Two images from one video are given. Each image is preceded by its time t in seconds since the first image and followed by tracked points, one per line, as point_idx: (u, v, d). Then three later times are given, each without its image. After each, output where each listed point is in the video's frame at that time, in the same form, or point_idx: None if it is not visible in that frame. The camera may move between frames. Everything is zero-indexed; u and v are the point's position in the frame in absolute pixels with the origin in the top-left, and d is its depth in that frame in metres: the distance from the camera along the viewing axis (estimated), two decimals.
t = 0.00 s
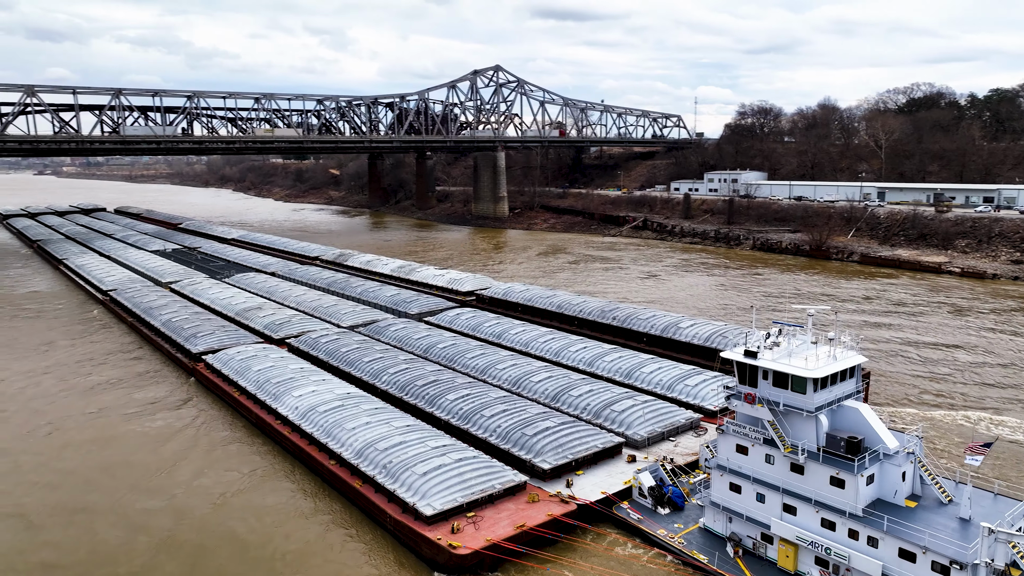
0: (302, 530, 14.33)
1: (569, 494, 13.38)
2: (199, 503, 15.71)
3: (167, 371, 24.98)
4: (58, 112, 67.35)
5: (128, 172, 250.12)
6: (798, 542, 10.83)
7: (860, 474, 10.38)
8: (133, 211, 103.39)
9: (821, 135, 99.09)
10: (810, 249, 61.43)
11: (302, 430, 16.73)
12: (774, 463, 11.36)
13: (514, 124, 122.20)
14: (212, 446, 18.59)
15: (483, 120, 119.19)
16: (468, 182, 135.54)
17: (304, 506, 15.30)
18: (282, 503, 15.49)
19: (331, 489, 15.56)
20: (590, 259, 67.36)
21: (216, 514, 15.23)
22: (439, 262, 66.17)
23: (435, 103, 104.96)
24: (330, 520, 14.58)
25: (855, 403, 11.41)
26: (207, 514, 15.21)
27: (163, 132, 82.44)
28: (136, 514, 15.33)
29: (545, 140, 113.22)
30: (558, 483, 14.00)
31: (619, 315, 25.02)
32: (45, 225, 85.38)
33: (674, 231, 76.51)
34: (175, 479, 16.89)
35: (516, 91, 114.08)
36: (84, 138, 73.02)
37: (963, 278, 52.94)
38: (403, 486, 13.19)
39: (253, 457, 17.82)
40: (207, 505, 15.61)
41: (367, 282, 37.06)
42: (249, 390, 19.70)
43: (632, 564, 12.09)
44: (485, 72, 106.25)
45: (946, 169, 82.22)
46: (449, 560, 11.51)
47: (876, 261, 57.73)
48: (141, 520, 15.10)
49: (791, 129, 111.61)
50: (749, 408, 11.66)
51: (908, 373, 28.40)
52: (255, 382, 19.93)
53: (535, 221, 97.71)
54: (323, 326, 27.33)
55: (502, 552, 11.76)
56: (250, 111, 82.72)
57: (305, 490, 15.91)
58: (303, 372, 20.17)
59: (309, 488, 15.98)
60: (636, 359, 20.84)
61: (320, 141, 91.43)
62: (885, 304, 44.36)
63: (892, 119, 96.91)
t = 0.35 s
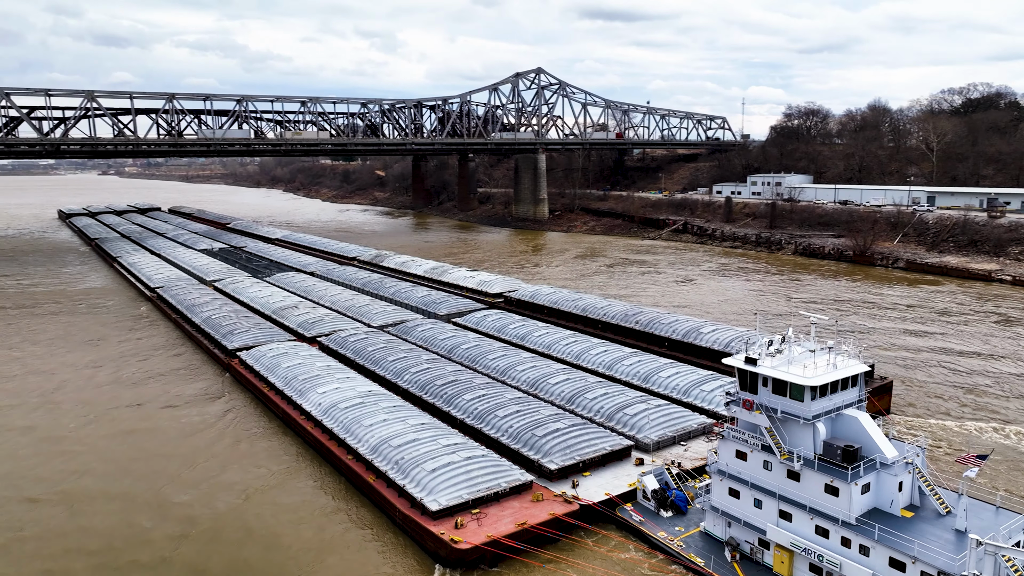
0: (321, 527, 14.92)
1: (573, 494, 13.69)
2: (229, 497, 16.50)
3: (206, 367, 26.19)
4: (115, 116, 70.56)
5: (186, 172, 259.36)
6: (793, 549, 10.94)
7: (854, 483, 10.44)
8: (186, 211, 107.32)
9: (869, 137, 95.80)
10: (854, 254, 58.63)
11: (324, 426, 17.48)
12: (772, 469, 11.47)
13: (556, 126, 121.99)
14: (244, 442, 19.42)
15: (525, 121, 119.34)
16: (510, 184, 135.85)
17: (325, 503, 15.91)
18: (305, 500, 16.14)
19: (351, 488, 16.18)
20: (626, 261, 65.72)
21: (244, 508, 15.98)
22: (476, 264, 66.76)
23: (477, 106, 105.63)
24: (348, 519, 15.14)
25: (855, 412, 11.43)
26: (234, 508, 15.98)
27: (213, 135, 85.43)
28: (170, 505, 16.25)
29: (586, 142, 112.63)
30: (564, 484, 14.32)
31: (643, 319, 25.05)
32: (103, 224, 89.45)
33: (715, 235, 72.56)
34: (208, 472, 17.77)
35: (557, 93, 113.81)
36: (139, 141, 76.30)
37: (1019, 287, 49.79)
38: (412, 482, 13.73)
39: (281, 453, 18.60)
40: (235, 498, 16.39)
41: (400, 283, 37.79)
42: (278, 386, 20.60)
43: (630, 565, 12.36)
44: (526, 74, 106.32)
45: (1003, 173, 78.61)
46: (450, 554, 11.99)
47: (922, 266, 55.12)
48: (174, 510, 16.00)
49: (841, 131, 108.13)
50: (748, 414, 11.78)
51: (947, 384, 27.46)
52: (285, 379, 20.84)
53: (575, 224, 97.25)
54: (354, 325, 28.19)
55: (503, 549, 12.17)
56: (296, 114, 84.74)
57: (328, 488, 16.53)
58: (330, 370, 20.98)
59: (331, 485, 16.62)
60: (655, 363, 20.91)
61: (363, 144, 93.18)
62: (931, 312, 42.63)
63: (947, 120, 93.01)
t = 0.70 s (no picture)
0: (344, 524, 15.68)
1: (579, 496, 14.08)
2: (258, 493, 17.34)
3: (243, 365, 27.43)
4: (168, 120, 73.56)
5: (238, 174, 267.20)
6: (786, 554, 11.15)
7: (845, 491, 10.63)
8: (235, 212, 110.75)
9: (918, 142, 92.76)
10: (897, 262, 57.25)
11: (347, 424, 18.26)
12: (768, 476, 11.69)
13: (596, 129, 121.68)
14: (276, 440, 20.30)
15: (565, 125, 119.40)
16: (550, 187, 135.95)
17: (348, 502, 16.64)
18: (329, 499, 16.87)
19: (373, 489, 16.84)
20: (661, 266, 64.58)
21: (271, 504, 16.79)
22: (512, 267, 67.25)
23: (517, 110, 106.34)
24: (369, 518, 15.83)
25: (853, 421, 11.57)
26: (263, 502, 16.86)
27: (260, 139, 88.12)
28: (205, 497, 17.24)
29: (626, 145, 111.98)
30: (571, 485, 14.74)
31: (666, 325, 25.17)
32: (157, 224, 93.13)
33: (754, 239, 71.35)
34: (241, 467, 18.73)
35: (598, 96, 113.55)
36: (191, 145, 79.30)
37: None
38: (424, 479, 14.35)
39: (310, 452, 19.39)
40: (264, 494, 17.25)
41: (432, 285, 38.58)
42: (308, 385, 21.52)
43: (630, 566, 12.71)
44: (567, 78, 106.48)
45: None
46: (455, 548, 12.55)
47: (969, 276, 53.19)
48: (208, 502, 16.99)
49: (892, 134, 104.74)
50: (745, 421, 12.02)
51: (982, 398, 26.64)
52: (314, 378, 21.76)
53: (613, 227, 96.62)
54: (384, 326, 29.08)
55: (506, 545, 12.68)
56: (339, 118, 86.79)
57: (351, 488, 17.23)
58: (356, 370, 21.81)
59: (354, 485, 17.31)
60: (673, 369, 21.07)
61: (404, 147, 94.79)
62: (976, 322, 41.11)
63: (1003, 124, 89.30)
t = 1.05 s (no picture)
0: (369, 526, 16.41)
1: (589, 500, 14.56)
2: (289, 493, 18.25)
3: (282, 369, 28.69)
4: (221, 129, 76.63)
5: (289, 179, 274.67)
6: (784, 562, 11.44)
7: (841, 502, 10.88)
8: (283, 217, 114.05)
9: (972, 150, 89.60)
10: (943, 274, 55.44)
11: (375, 426, 19.10)
12: (769, 485, 11.98)
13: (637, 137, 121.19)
14: (309, 444, 21.20)
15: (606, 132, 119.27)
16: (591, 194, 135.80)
17: (375, 505, 17.38)
18: (356, 502, 17.63)
19: (398, 494, 17.52)
20: (699, 274, 63.90)
21: (301, 504, 17.65)
22: (550, 276, 67.66)
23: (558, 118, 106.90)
24: (393, 521, 16.53)
25: (854, 434, 11.80)
26: (293, 503, 17.71)
27: (307, 147, 90.86)
28: (242, 494, 18.24)
29: (668, 152, 111.12)
30: (583, 489, 15.22)
31: (691, 335, 25.30)
32: (209, 229, 96.81)
33: (796, 249, 69.99)
34: (276, 468, 19.69)
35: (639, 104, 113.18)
36: (241, 153, 82.37)
37: None
38: (442, 479, 15.04)
39: (340, 456, 20.20)
40: (294, 495, 18.13)
41: (466, 292, 39.38)
42: (340, 388, 22.50)
43: (635, 570, 13.13)
44: (608, 86, 106.49)
45: None
46: (466, 546, 13.20)
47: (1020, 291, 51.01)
48: (244, 500, 17.99)
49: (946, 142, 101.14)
50: (748, 432, 12.35)
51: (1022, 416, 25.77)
52: (346, 381, 22.73)
53: (653, 236, 95.64)
54: (416, 331, 29.96)
55: (515, 545, 13.26)
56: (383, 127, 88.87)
57: (377, 492, 17.94)
58: (387, 374, 22.71)
59: (380, 490, 18.02)
60: (694, 378, 21.27)
61: (445, 155, 96.34)
62: None
63: None
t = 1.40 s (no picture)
0: (392, 527, 17.20)
1: (598, 503, 15.10)
2: (318, 494, 19.13)
3: (316, 372, 29.85)
4: (264, 138, 79.13)
5: (332, 185, 280.22)
6: (781, 566, 11.81)
7: (834, 509, 11.25)
8: (323, 223, 116.67)
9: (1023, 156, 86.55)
10: (987, 284, 53.86)
11: (399, 428, 19.96)
12: (768, 492, 12.37)
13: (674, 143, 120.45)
14: (340, 447, 22.09)
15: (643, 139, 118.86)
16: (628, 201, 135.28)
17: (399, 508, 18.15)
18: (381, 505, 18.38)
19: (421, 499, 18.22)
20: (733, 282, 63.28)
21: (329, 505, 18.51)
22: (583, 283, 67.89)
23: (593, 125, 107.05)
24: (415, 523, 17.27)
25: (852, 444, 12.12)
26: (322, 504, 18.57)
27: (347, 154, 93.00)
28: (274, 494, 19.22)
29: (705, 159, 109.91)
30: (594, 492, 15.75)
31: (714, 344, 25.49)
32: (253, 234, 99.73)
33: (835, 258, 68.76)
34: (308, 468, 20.67)
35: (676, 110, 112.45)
36: (284, 160, 84.85)
37: None
38: (458, 480, 15.76)
39: (369, 460, 21.01)
40: (323, 496, 19.00)
41: (496, 298, 40.12)
42: (369, 391, 23.45)
43: (639, 571, 13.60)
44: (645, 93, 106.19)
45: None
46: (478, 543, 13.88)
47: None
48: (277, 498, 19.01)
49: (996, 147, 97.90)
50: (749, 440, 12.75)
51: None
52: (375, 384, 23.69)
53: (689, 243, 94.74)
54: (445, 337, 30.85)
55: (525, 543, 13.89)
56: (420, 134, 90.30)
57: (401, 496, 18.66)
58: (413, 378, 23.59)
59: (404, 494, 18.75)
60: (712, 387, 21.54)
61: (481, 162, 97.41)
62: None
63: None
